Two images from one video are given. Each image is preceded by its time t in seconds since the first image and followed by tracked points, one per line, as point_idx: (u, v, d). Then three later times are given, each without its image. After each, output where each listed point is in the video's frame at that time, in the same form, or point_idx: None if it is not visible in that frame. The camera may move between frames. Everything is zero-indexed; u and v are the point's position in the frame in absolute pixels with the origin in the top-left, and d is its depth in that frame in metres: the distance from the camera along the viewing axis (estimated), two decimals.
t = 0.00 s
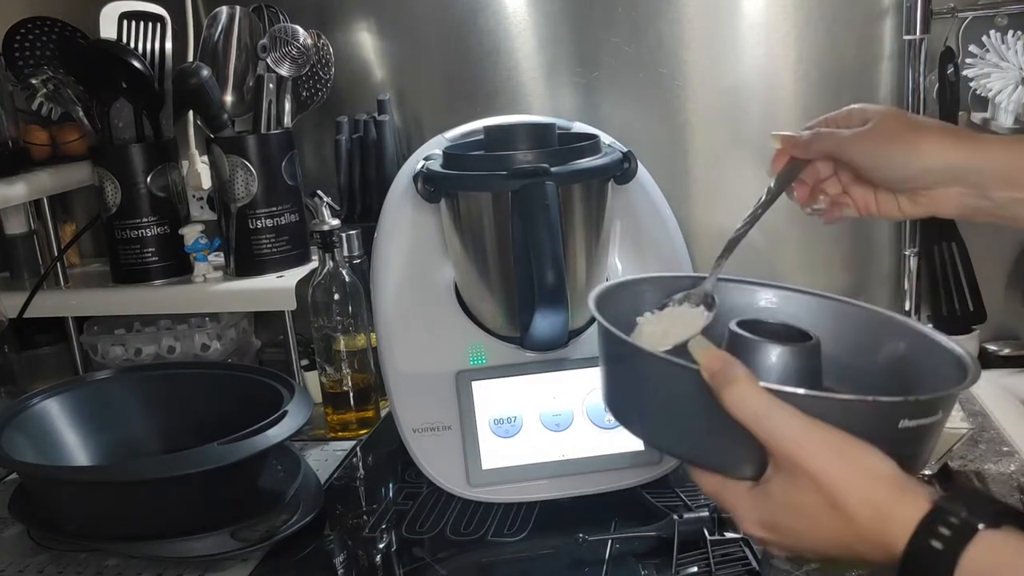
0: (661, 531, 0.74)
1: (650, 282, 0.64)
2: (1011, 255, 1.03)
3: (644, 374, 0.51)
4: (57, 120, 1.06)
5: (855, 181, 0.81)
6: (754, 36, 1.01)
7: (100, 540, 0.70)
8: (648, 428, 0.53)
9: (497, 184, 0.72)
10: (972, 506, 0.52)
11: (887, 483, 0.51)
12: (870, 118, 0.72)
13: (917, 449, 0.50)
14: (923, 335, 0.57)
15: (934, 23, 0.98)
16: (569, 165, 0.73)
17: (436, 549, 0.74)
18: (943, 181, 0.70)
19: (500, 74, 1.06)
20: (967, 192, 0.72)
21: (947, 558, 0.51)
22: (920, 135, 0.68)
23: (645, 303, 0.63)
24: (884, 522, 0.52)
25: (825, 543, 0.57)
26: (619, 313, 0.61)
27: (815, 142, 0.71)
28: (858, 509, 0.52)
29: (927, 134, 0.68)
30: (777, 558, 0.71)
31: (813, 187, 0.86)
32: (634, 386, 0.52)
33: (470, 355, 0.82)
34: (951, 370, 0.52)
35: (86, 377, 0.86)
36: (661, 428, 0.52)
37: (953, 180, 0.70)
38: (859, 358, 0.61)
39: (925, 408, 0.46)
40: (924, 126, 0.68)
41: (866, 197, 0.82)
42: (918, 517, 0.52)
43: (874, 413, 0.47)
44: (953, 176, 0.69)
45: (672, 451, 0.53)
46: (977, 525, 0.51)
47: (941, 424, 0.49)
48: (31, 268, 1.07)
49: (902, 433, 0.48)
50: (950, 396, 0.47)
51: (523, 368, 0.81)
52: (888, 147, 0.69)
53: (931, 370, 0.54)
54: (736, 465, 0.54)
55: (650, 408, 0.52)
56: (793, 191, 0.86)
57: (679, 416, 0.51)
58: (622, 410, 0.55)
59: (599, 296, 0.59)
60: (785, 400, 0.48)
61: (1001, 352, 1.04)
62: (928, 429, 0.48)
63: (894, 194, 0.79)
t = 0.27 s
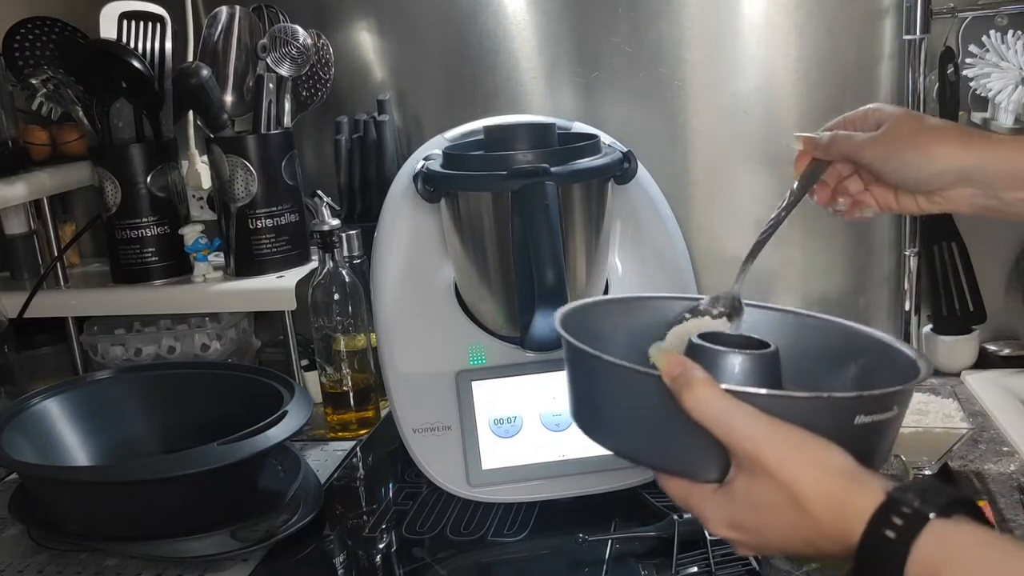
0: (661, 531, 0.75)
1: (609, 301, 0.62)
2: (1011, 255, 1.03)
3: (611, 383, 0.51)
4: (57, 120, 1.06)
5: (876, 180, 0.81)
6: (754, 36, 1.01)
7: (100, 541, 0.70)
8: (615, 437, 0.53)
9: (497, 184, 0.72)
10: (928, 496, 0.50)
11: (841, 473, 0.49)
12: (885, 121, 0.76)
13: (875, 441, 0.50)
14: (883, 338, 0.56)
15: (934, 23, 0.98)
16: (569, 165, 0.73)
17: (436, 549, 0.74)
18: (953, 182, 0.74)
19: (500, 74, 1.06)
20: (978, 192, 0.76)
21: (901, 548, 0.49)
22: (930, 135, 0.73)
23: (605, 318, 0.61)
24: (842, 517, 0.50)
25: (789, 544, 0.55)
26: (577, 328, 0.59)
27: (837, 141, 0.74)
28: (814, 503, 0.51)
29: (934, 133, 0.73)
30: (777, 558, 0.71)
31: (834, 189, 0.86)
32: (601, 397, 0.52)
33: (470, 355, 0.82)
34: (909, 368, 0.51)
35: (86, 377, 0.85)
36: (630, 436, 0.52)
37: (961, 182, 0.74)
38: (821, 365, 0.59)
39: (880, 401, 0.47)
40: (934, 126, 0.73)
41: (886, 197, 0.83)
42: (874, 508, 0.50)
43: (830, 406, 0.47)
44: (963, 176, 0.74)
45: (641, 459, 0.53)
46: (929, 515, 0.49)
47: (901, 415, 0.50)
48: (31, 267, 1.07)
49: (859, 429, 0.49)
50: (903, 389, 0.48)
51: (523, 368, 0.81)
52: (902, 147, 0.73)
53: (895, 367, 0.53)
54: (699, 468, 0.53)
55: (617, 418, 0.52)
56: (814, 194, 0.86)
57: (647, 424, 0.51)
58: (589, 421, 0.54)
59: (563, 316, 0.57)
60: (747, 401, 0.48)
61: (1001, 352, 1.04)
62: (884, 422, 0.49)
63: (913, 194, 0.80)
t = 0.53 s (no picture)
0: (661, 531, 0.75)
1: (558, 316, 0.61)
2: (1011, 255, 1.04)
3: (566, 389, 0.50)
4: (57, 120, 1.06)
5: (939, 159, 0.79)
6: (753, 37, 1.01)
7: (100, 541, 0.70)
8: (572, 444, 0.52)
9: (497, 184, 0.72)
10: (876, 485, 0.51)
11: (795, 466, 0.50)
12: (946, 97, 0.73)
13: (823, 435, 0.51)
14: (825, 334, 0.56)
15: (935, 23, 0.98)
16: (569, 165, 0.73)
17: (436, 549, 0.74)
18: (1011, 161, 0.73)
19: (501, 74, 1.06)
20: None
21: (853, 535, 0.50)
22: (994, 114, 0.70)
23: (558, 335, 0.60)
24: (797, 507, 0.51)
25: (748, 539, 0.55)
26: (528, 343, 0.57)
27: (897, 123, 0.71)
28: (769, 496, 0.51)
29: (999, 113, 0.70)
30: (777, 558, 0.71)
31: (897, 169, 0.82)
32: (556, 403, 0.51)
33: (470, 355, 0.82)
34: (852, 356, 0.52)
35: (86, 377, 0.85)
36: (588, 441, 0.51)
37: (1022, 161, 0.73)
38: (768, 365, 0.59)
39: (826, 395, 0.47)
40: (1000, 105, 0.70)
41: (948, 177, 0.81)
42: (826, 496, 0.50)
43: (780, 402, 0.47)
44: None
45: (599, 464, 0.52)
46: (878, 502, 0.50)
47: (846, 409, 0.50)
48: (31, 267, 1.07)
49: (810, 422, 0.49)
50: (847, 382, 0.48)
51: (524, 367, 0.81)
52: (965, 129, 0.71)
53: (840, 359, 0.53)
54: (656, 471, 0.53)
55: (575, 426, 0.51)
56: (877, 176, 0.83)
57: (603, 429, 0.50)
58: (545, 429, 0.54)
59: (513, 328, 0.56)
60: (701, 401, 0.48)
61: (1001, 352, 1.04)
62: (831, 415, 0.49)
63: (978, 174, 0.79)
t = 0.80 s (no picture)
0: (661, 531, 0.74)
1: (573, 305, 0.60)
2: (1012, 256, 1.03)
3: (581, 386, 0.50)
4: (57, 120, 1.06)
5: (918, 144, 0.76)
6: (754, 37, 1.01)
7: (100, 541, 0.70)
8: (588, 440, 0.52)
9: (497, 184, 0.72)
10: (885, 476, 0.51)
11: (807, 457, 0.49)
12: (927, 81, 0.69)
13: (836, 423, 0.51)
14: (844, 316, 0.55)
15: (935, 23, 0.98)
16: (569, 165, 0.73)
17: (436, 549, 0.74)
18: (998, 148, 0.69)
19: (500, 74, 1.06)
20: None
21: (862, 526, 0.50)
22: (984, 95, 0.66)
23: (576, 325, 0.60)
24: (808, 498, 0.50)
25: (761, 528, 0.55)
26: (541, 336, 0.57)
27: (876, 110, 0.67)
28: (781, 489, 0.51)
29: (989, 93, 0.66)
30: (777, 558, 0.71)
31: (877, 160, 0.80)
32: (570, 400, 0.51)
33: (470, 355, 0.82)
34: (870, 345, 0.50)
35: (86, 377, 0.85)
36: (602, 437, 0.51)
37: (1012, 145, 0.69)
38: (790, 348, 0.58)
39: (836, 381, 0.47)
40: (988, 86, 0.67)
41: (931, 166, 0.78)
42: (837, 488, 0.50)
43: (791, 393, 0.47)
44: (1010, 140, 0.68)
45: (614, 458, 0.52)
46: (885, 494, 0.50)
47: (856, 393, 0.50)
48: (31, 267, 1.07)
49: (821, 409, 0.49)
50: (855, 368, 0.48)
51: (524, 367, 0.81)
52: (944, 111, 0.68)
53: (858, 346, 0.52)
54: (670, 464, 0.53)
55: (591, 422, 0.51)
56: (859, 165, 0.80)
57: (618, 425, 0.50)
58: (560, 424, 0.53)
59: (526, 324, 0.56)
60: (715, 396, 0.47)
61: (1001, 352, 1.04)
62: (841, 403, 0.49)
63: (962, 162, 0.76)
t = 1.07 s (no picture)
0: (661, 531, 0.74)
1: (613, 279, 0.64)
2: (1012, 256, 1.03)
3: (616, 369, 0.51)
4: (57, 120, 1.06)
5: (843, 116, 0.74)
6: (754, 37, 1.01)
7: (100, 541, 0.70)
8: (625, 421, 0.53)
9: (497, 184, 0.72)
10: (926, 475, 0.49)
11: (846, 452, 0.49)
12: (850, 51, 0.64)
13: (879, 414, 0.50)
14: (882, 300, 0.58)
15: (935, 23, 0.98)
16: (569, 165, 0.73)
17: (436, 549, 0.74)
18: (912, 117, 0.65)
19: (500, 74, 1.06)
20: (952, 127, 0.65)
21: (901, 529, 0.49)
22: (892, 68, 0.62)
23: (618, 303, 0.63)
24: (846, 496, 0.50)
25: (796, 522, 0.55)
26: (585, 314, 0.60)
27: (797, 81, 0.65)
28: (818, 484, 0.50)
29: (911, 63, 0.61)
30: (777, 559, 0.71)
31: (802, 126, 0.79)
32: (606, 381, 0.52)
33: (470, 355, 0.82)
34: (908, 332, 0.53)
35: (87, 377, 0.86)
36: (637, 418, 0.52)
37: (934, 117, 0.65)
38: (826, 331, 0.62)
39: (873, 375, 0.47)
40: (909, 55, 0.62)
41: (856, 136, 0.76)
42: (876, 490, 0.49)
43: (830, 385, 0.47)
44: (941, 111, 0.63)
45: (649, 440, 0.53)
46: (926, 496, 0.48)
47: (901, 383, 0.50)
48: (31, 267, 1.07)
49: (865, 402, 0.48)
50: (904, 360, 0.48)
51: (523, 367, 0.81)
52: (859, 82, 0.63)
53: (896, 332, 0.55)
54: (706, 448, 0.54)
55: (626, 404, 0.52)
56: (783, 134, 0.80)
57: (655, 409, 0.51)
58: (598, 405, 0.55)
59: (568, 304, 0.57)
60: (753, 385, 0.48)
61: (1001, 352, 1.04)
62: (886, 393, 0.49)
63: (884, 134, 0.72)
